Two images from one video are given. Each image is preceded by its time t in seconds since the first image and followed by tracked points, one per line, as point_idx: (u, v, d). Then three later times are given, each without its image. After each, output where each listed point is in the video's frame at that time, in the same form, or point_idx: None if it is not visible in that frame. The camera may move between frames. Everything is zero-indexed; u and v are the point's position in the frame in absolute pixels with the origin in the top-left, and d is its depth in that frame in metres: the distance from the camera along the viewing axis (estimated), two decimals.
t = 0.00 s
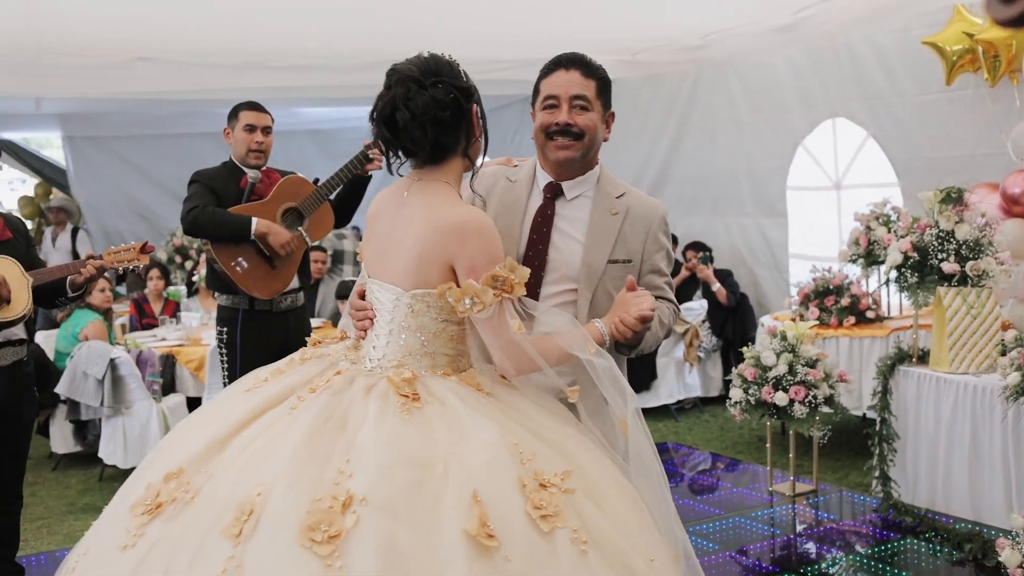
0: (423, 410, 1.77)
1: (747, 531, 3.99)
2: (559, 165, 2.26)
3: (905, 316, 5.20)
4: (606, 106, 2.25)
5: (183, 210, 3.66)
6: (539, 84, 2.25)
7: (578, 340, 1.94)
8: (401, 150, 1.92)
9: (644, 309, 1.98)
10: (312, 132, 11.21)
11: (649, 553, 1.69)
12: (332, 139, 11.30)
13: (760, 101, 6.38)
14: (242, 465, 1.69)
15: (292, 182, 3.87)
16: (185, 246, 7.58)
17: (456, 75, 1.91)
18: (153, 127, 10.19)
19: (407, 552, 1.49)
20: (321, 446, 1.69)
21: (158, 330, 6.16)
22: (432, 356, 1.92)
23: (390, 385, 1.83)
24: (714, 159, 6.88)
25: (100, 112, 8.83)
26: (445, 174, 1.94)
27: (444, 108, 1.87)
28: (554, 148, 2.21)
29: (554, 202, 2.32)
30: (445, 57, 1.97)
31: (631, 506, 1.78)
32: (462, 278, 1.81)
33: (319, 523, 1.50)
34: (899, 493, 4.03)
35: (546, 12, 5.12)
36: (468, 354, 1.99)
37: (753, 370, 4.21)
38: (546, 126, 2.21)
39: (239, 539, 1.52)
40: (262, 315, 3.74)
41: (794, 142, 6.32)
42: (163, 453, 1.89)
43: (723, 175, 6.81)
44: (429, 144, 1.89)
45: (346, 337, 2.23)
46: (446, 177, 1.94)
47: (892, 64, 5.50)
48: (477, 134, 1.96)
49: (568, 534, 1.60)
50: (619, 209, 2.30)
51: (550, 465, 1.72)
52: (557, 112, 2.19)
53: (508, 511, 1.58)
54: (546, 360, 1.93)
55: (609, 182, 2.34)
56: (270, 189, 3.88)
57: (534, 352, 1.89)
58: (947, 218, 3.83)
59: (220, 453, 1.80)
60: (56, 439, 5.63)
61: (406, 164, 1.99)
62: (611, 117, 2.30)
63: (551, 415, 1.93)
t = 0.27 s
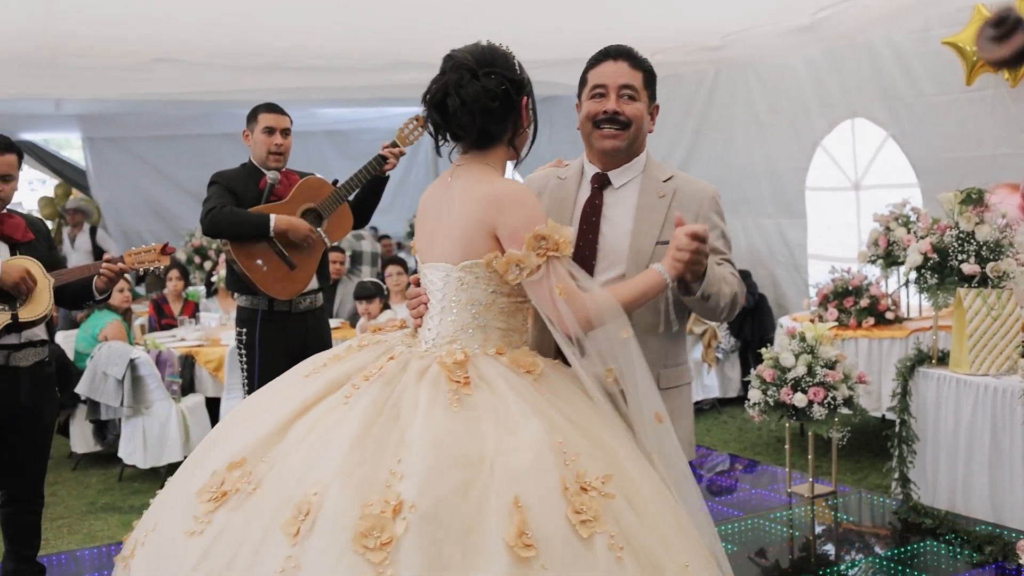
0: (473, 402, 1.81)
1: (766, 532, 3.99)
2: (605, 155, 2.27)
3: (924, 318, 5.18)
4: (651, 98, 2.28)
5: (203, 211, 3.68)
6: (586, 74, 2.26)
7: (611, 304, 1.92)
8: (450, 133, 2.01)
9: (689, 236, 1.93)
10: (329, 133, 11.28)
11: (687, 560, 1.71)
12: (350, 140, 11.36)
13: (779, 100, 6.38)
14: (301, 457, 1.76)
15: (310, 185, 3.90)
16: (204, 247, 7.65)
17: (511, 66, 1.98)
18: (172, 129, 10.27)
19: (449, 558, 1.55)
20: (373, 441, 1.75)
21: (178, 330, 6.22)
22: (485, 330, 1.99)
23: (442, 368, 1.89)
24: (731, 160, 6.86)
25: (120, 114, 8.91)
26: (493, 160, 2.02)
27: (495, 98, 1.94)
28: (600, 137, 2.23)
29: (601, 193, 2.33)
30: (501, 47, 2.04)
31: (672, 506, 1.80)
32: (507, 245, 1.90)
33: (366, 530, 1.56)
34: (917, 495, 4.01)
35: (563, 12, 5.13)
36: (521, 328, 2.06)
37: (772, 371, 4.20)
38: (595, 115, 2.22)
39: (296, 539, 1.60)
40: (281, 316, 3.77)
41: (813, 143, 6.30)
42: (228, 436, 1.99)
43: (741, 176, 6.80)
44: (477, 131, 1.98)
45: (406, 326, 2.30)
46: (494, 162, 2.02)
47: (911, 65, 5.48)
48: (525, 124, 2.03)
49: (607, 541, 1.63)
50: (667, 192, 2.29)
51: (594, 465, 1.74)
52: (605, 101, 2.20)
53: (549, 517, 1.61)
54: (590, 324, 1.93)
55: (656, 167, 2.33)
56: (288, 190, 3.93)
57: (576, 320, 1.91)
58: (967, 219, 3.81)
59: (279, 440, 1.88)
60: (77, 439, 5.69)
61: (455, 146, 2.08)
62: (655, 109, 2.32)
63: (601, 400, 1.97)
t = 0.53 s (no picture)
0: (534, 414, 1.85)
1: (782, 530, 4.00)
2: (651, 160, 2.30)
3: (940, 318, 5.18)
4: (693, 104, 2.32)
5: (219, 213, 3.75)
6: (631, 81, 2.30)
7: (674, 285, 1.96)
8: (500, 147, 2.10)
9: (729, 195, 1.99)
10: (344, 134, 11.33)
11: None
12: (364, 140, 11.41)
13: (794, 100, 6.37)
14: (363, 459, 1.83)
15: (326, 186, 3.93)
16: (219, 247, 7.71)
17: (564, 88, 2.07)
18: (187, 129, 10.34)
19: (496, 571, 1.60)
20: (433, 451, 1.80)
21: (195, 330, 6.28)
22: (554, 331, 2.06)
23: (513, 375, 1.96)
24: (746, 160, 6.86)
25: (136, 115, 8.98)
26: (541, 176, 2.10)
27: (546, 118, 2.02)
28: (651, 142, 2.25)
29: (655, 195, 2.35)
30: (557, 68, 2.13)
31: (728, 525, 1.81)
32: (563, 242, 1.98)
33: (417, 541, 1.62)
34: (934, 495, 4.03)
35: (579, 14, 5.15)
36: (590, 330, 2.13)
37: (787, 371, 4.20)
38: (644, 120, 2.24)
39: (347, 543, 1.67)
40: (297, 316, 3.80)
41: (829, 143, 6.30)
42: (292, 430, 2.08)
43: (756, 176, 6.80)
44: (526, 148, 2.06)
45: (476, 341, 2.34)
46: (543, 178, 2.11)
47: (926, 65, 5.48)
48: (573, 144, 2.11)
49: (655, 564, 1.65)
50: (716, 179, 2.32)
51: (650, 483, 1.76)
52: (656, 104, 2.23)
53: (599, 536, 1.64)
54: (656, 307, 1.98)
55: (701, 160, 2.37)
56: (306, 190, 3.96)
57: (640, 304, 1.97)
58: (984, 219, 3.82)
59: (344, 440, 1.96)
60: (94, 439, 5.75)
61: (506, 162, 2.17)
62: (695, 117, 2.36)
63: (665, 408, 2.01)
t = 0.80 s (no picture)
0: (559, 389, 1.92)
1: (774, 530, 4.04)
2: (683, 151, 2.35)
3: (932, 318, 5.21)
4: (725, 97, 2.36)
5: (217, 207, 3.74)
6: (666, 71, 2.33)
7: (700, 291, 2.01)
8: (533, 130, 2.11)
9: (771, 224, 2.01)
10: (338, 134, 11.33)
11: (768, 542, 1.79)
12: (358, 141, 11.42)
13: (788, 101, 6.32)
14: (393, 441, 1.89)
15: (323, 185, 3.95)
16: (213, 247, 7.70)
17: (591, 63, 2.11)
18: (180, 129, 10.31)
19: (539, 529, 1.65)
20: (464, 428, 1.86)
21: (189, 330, 6.28)
22: (569, 321, 2.10)
23: (529, 356, 2.00)
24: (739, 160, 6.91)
25: (130, 114, 8.95)
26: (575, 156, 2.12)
27: (580, 89, 2.06)
28: (684, 131, 2.29)
29: (677, 185, 2.39)
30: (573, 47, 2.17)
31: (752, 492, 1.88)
32: (594, 238, 2.01)
33: (460, 505, 1.67)
34: (926, 493, 4.06)
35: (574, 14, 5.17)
36: (603, 317, 2.17)
37: (781, 371, 4.23)
38: (680, 110, 2.28)
39: (388, 516, 1.71)
40: (293, 314, 3.81)
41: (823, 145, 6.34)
42: (320, 426, 2.12)
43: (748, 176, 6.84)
44: (562, 123, 2.08)
45: (487, 318, 2.41)
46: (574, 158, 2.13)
47: (919, 67, 5.52)
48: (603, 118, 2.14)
49: (692, 519, 1.71)
50: (740, 184, 2.35)
51: (677, 450, 1.83)
52: (692, 96, 2.26)
53: (635, 495, 1.70)
54: (681, 311, 2.01)
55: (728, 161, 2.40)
56: (301, 189, 3.95)
57: (665, 308, 2.00)
58: (976, 219, 3.85)
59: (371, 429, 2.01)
60: (87, 439, 5.74)
61: (535, 145, 2.18)
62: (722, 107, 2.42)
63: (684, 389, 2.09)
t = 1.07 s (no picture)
0: (535, 401, 1.98)
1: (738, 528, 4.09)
2: (655, 168, 2.38)
3: (891, 318, 5.30)
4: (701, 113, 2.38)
5: (182, 212, 3.69)
6: (643, 87, 2.34)
7: (659, 335, 2.08)
8: (520, 154, 2.09)
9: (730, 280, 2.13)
10: (302, 134, 11.24)
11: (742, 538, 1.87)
12: (322, 140, 11.34)
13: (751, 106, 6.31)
14: (376, 456, 1.92)
15: (292, 185, 3.91)
16: (176, 248, 7.60)
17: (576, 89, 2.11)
18: (142, 127, 10.16)
19: (530, 529, 1.71)
20: (446, 439, 1.91)
21: (152, 331, 6.20)
22: (537, 346, 2.12)
23: (500, 376, 2.04)
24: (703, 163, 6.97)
25: (90, 112, 8.80)
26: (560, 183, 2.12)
27: (568, 116, 2.06)
28: (656, 149, 2.32)
29: (648, 202, 2.44)
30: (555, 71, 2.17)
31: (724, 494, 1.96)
32: (564, 277, 2.01)
33: (449, 512, 1.72)
34: (887, 490, 4.11)
35: (541, 16, 5.17)
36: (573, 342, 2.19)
37: (745, 370, 4.27)
38: (654, 129, 2.30)
39: (380, 525, 1.74)
40: (259, 316, 3.77)
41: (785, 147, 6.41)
42: (308, 450, 2.12)
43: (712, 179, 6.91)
44: (552, 149, 2.07)
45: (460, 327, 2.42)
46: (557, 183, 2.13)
47: (881, 72, 5.62)
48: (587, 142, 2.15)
49: (671, 517, 1.79)
50: (710, 205, 2.41)
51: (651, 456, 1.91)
52: (665, 116, 2.28)
53: (617, 495, 1.78)
54: (635, 350, 2.08)
55: (699, 178, 2.45)
56: (269, 190, 3.91)
57: (621, 350, 2.07)
58: (935, 222, 3.93)
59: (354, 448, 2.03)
60: (48, 442, 5.65)
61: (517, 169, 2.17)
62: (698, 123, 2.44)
63: (653, 404, 2.15)
